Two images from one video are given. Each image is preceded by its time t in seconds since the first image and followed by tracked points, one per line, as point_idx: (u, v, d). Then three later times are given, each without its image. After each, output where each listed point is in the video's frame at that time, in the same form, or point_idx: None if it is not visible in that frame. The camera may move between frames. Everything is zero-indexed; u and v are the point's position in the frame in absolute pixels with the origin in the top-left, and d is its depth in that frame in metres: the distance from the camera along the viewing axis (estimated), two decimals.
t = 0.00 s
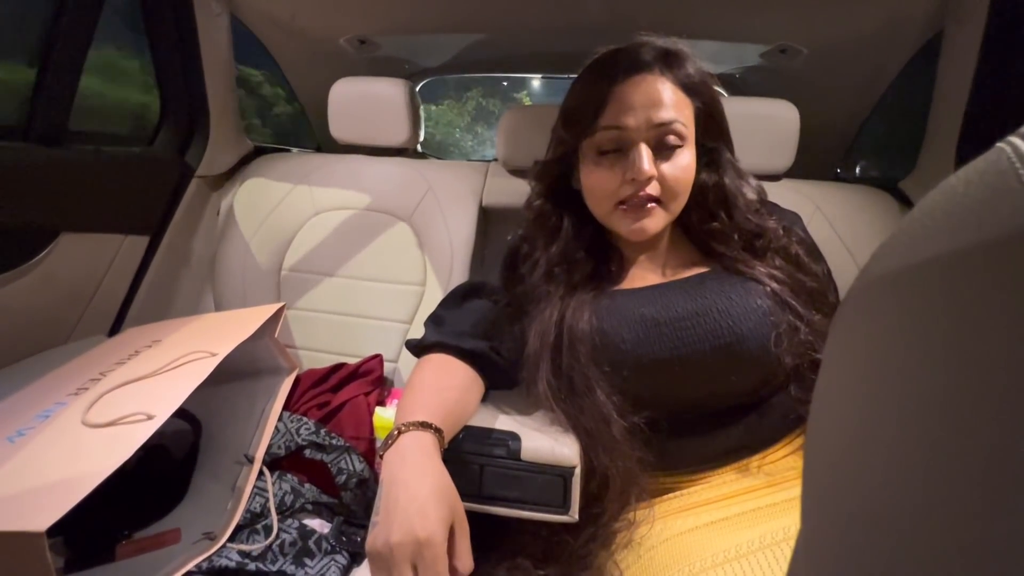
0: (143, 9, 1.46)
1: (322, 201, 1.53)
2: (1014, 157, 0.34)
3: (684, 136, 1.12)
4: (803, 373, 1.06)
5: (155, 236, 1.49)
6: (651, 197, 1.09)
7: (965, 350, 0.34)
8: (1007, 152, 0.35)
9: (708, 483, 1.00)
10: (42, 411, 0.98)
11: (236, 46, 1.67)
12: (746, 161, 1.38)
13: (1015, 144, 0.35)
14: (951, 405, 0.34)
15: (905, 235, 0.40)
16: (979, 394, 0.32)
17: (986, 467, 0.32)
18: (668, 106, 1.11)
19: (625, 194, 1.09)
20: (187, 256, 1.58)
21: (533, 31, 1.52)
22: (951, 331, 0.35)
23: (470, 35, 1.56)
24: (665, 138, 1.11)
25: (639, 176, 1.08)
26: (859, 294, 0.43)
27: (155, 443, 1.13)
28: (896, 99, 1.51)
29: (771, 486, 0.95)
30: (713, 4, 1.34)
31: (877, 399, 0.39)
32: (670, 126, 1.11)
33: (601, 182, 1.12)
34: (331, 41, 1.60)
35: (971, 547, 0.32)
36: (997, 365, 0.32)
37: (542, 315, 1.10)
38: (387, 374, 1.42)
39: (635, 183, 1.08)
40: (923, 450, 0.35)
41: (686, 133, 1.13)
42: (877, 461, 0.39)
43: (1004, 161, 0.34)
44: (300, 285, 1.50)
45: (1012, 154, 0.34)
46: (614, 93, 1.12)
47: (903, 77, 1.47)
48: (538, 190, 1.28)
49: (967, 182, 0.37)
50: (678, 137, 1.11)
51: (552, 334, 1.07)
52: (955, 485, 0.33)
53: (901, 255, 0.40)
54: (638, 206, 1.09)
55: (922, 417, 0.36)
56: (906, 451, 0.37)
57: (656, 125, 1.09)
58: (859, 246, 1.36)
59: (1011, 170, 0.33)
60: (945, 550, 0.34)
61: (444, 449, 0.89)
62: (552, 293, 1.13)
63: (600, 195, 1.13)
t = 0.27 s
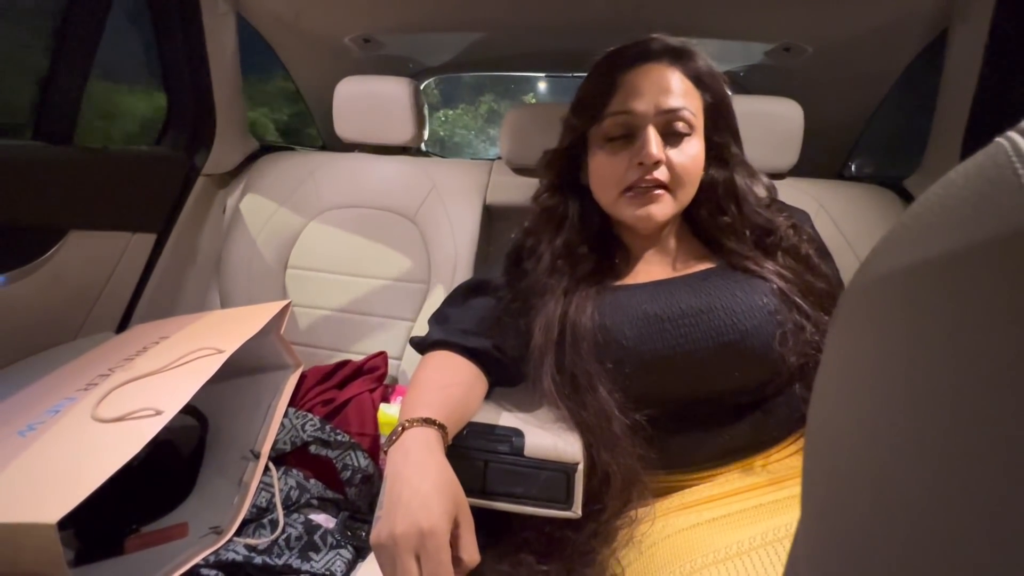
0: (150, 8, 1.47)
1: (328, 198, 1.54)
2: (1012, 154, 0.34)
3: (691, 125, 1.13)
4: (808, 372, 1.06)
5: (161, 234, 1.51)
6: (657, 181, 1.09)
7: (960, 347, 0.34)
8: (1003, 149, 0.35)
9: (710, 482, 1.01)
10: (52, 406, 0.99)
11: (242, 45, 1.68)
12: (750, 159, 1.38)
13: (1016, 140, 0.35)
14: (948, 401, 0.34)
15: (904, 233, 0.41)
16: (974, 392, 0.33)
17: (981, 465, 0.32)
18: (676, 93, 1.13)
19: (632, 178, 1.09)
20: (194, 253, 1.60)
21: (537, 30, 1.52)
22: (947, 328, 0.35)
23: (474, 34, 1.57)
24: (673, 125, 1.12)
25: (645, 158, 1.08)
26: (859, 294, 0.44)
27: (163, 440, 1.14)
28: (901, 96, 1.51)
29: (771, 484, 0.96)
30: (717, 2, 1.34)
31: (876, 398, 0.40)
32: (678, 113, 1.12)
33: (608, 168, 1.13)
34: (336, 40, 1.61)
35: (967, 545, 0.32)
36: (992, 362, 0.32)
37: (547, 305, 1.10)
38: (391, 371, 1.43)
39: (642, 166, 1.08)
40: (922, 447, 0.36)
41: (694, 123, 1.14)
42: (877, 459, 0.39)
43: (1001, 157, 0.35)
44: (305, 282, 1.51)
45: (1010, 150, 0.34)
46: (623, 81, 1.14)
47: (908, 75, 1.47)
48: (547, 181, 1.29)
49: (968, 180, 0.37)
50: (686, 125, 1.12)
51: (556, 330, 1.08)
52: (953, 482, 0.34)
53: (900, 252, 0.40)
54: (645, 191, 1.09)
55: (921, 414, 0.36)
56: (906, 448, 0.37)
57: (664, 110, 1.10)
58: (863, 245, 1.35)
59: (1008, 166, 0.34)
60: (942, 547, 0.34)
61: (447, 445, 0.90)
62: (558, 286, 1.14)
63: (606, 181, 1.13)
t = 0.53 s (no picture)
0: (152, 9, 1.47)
1: (330, 198, 1.54)
2: (1007, 157, 0.34)
3: (702, 123, 1.13)
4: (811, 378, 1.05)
5: (164, 234, 1.51)
6: (667, 177, 1.09)
7: (958, 351, 0.34)
8: (997, 152, 0.35)
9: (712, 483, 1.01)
10: (56, 405, 1.00)
11: (244, 46, 1.68)
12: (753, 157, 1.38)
13: (1010, 143, 0.34)
14: (945, 404, 0.34)
15: (905, 237, 0.41)
16: (970, 397, 0.32)
17: (974, 470, 0.32)
18: (688, 90, 1.13)
19: (641, 174, 1.09)
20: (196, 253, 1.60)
21: (538, 30, 1.52)
22: (947, 331, 0.35)
23: (476, 33, 1.57)
24: (684, 122, 1.12)
25: (656, 154, 1.08)
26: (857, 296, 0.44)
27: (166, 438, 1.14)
28: (904, 96, 1.50)
29: (771, 485, 0.96)
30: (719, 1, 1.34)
31: (873, 400, 0.40)
32: (689, 111, 1.12)
33: (618, 163, 1.12)
34: (338, 40, 1.61)
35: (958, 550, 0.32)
36: (987, 366, 0.32)
37: (549, 307, 1.10)
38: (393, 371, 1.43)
39: (652, 161, 1.08)
40: (919, 451, 0.35)
41: (704, 121, 1.14)
42: (877, 462, 0.39)
43: (995, 159, 0.35)
44: (308, 281, 1.51)
45: (1005, 152, 0.34)
46: (635, 76, 1.14)
47: (911, 74, 1.46)
48: (556, 174, 1.29)
49: (966, 183, 0.37)
50: (697, 123, 1.12)
51: (558, 330, 1.08)
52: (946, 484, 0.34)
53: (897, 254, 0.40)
54: (654, 187, 1.09)
55: (920, 418, 0.36)
56: (903, 451, 0.37)
57: (676, 107, 1.10)
58: (865, 244, 1.35)
59: (1003, 168, 0.34)
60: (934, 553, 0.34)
61: (448, 445, 0.90)
62: (558, 283, 1.14)
63: (616, 176, 1.13)
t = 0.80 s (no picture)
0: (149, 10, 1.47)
1: (328, 200, 1.54)
2: (1011, 159, 0.34)
3: (704, 116, 1.14)
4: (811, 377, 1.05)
5: (160, 234, 1.51)
6: (670, 165, 1.08)
7: (960, 352, 0.33)
8: (1002, 155, 0.35)
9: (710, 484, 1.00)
10: (49, 408, 0.99)
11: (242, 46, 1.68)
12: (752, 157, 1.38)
13: (1014, 145, 0.34)
14: (947, 404, 0.34)
15: (903, 237, 0.40)
16: (974, 396, 0.32)
17: (979, 469, 0.31)
18: (692, 84, 1.14)
19: (644, 161, 1.09)
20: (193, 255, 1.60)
21: (537, 30, 1.52)
22: (949, 330, 0.34)
23: (474, 34, 1.56)
24: (686, 114, 1.12)
25: (660, 141, 1.08)
26: (858, 296, 0.43)
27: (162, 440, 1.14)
28: (902, 96, 1.50)
29: (771, 486, 0.96)
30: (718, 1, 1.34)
31: (874, 400, 0.39)
32: (692, 103, 1.12)
33: (621, 151, 1.12)
34: (336, 40, 1.61)
35: (964, 551, 0.32)
36: (992, 365, 0.31)
37: (553, 301, 1.10)
38: (390, 372, 1.42)
39: (655, 148, 1.08)
40: (919, 450, 0.35)
41: (707, 115, 1.15)
42: (874, 462, 0.38)
43: (1000, 163, 0.34)
44: (305, 283, 1.51)
45: (1010, 155, 0.34)
46: (639, 70, 1.16)
47: (909, 76, 1.47)
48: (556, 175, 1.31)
49: (966, 183, 0.36)
50: (699, 115, 1.13)
51: (561, 327, 1.06)
52: (948, 483, 0.33)
53: (900, 255, 0.40)
54: (656, 174, 1.09)
55: (921, 417, 0.35)
56: (903, 451, 0.36)
57: (679, 97, 1.11)
58: (864, 245, 1.35)
59: (1008, 171, 0.33)
60: (937, 554, 0.33)
61: (445, 447, 0.90)
62: (557, 283, 1.13)
63: (618, 165, 1.12)
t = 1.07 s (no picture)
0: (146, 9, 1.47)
1: (327, 199, 1.54)
2: (1014, 155, 0.33)
3: (700, 106, 1.16)
4: (809, 371, 1.05)
5: (158, 234, 1.51)
6: (670, 145, 1.09)
7: (960, 352, 0.33)
8: (1005, 150, 0.34)
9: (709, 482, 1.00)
10: (48, 409, 0.98)
11: (240, 46, 1.68)
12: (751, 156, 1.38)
13: (1016, 141, 0.34)
14: (949, 404, 0.34)
15: (905, 234, 0.40)
16: (975, 397, 0.32)
17: (979, 470, 0.31)
18: (687, 77, 1.18)
19: (643, 143, 1.10)
20: (191, 255, 1.59)
21: (536, 29, 1.52)
22: (950, 329, 0.34)
23: (473, 33, 1.56)
24: (683, 103, 1.15)
25: (659, 122, 1.09)
26: (861, 293, 0.43)
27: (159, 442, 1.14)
28: (901, 95, 1.50)
29: (772, 485, 0.95)
30: None
31: (876, 399, 0.39)
32: (688, 93, 1.15)
33: (620, 136, 1.13)
34: (334, 39, 1.61)
35: (963, 551, 0.32)
36: (993, 365, 0.31)
37: (553, 297, 1.10)
38: (389, 372, 1.42)
39: (655, 129, 1.09)
40: (921, 449, 0.35)
41: (702, 107, 1.17)
42: (876, 462, 0.38)
43: (1003, 159, 0.34)
44: (304, 282, 1.50)
45: (1013, 151, 0.34)
46: (636, 65, 1.19)
47: (907, 74, 1.47)
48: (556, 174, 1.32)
49: (968, 181, 0.36)
50: (695, 105, 1.15)
51: (562, 321, 1.07)
52: (949, 482, 0.33)
53: (902, 252, 0.39)
54: (656, 155, 1.09)
55: (922, 416, 0.35)
56: (904, 451, 0.36)
57: (675, 86, 1.14)
58: (863, 244, 1.35)
59: (1011, 167, 0.33)
60: (938, 553, 0.33)
61: (444, 446, 0.89)
62: (556, 282, 1.13)
63: (618, 149, 1.13)
